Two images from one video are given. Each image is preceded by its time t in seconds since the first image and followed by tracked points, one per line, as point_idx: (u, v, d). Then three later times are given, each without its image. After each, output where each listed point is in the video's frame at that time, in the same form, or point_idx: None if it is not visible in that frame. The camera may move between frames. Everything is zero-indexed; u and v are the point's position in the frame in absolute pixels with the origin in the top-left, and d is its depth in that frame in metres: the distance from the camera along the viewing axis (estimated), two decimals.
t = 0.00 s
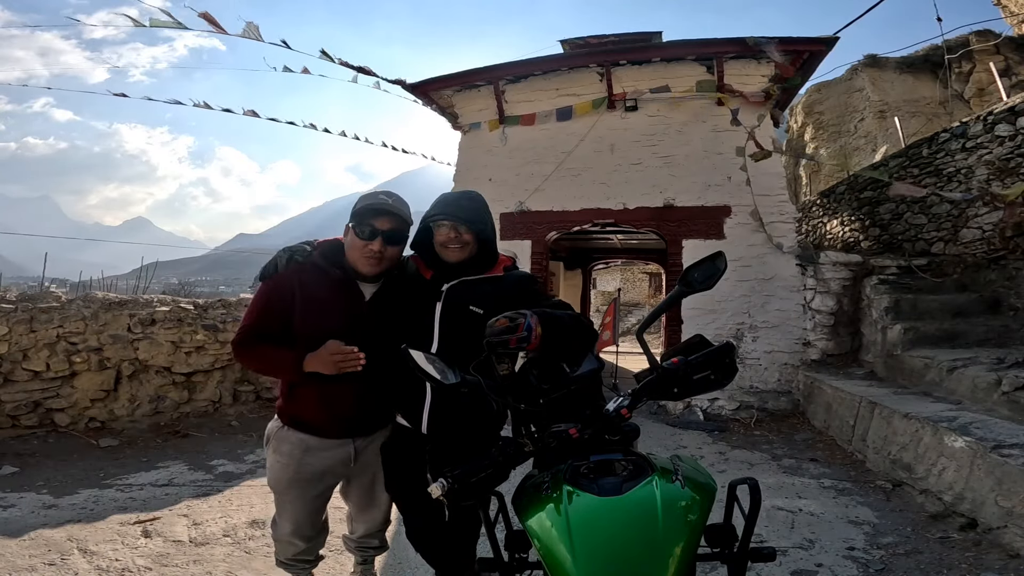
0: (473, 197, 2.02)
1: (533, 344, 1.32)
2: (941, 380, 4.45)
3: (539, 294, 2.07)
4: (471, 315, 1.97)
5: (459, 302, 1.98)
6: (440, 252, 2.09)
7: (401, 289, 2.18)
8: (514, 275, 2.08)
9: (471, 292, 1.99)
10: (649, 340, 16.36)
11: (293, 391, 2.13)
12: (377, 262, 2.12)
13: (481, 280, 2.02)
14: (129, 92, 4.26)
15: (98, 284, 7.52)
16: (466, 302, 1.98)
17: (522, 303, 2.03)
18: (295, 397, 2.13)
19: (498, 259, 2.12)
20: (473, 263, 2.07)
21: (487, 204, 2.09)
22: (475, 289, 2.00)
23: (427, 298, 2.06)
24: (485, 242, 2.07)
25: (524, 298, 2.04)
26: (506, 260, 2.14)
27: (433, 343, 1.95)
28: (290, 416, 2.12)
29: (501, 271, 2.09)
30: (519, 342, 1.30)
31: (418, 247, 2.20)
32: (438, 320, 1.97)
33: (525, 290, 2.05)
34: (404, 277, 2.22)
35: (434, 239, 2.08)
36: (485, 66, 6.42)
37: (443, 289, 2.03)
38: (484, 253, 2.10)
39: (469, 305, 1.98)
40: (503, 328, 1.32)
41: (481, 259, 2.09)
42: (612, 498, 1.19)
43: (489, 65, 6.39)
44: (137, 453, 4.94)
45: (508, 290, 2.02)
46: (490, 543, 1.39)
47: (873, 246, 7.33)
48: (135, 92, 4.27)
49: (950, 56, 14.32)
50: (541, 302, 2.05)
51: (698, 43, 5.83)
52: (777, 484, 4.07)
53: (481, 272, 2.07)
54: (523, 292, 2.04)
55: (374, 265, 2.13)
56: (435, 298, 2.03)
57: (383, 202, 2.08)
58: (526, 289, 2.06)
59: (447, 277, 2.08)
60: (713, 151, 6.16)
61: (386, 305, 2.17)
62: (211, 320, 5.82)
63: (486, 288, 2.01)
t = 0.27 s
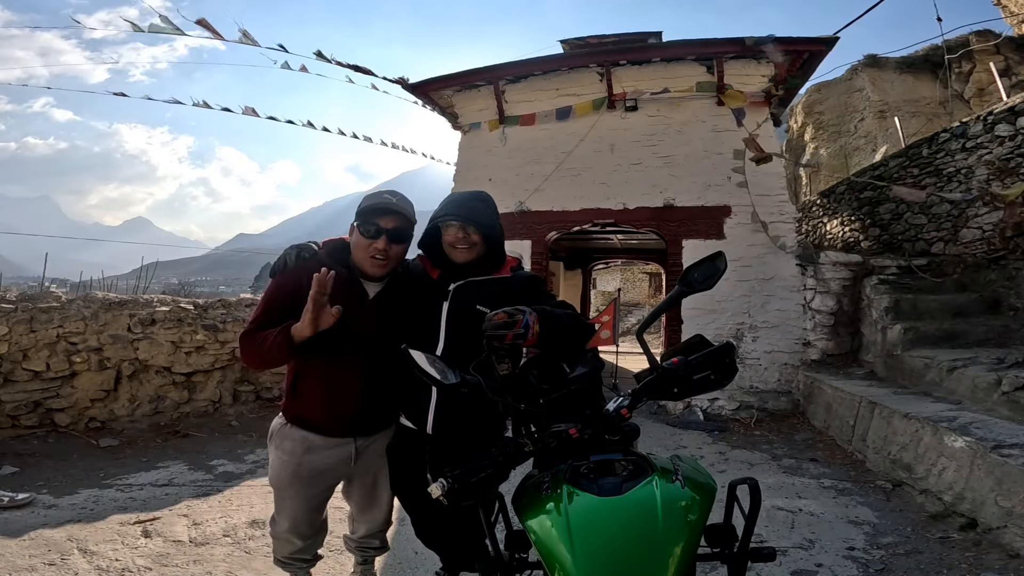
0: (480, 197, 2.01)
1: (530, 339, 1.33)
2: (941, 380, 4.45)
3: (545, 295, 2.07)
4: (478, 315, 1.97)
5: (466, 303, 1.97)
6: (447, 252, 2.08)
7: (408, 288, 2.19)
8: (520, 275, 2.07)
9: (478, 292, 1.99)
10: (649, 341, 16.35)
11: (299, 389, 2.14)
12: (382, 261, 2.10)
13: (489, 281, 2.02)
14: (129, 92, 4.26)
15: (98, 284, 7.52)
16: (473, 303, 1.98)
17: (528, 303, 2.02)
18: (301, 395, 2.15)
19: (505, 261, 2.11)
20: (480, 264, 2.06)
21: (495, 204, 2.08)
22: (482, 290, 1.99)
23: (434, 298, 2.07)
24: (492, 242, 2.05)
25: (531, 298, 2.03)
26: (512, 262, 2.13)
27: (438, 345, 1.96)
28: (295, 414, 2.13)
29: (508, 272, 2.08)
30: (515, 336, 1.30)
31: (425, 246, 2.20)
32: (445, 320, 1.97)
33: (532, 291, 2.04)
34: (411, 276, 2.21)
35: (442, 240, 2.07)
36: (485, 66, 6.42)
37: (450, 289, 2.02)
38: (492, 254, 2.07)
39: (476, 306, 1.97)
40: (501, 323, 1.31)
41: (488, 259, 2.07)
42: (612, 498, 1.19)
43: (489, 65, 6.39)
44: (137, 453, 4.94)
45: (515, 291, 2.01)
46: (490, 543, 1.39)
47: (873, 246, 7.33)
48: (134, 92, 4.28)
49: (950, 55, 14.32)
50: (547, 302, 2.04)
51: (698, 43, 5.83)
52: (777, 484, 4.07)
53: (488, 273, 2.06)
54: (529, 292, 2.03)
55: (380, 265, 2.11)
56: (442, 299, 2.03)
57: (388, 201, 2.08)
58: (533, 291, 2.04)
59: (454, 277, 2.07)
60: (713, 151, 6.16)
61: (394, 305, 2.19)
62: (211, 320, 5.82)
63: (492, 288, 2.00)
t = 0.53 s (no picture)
0: (480, 200, 2.00)
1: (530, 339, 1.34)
2: (941, 380, 4.45)
3: (546, 295, 2.06)
4: (480, 315, 1.96)
5: (469, 303, 1.97)
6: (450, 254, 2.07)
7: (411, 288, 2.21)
8: (522, 275, 2.06)
9: (480, 293, 1.98)
10: (649, 340, 16.34)
11: (300, 388, 2.15)
12: (384, 260, 2.09)
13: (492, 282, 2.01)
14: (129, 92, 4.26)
15: (98, 284, 7.53)
16: (476, 303, 1.97)
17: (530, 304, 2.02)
18: (302, 394, 2.15)
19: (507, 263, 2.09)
20: (484, 266, 2.05)
21: (500, 205, 2.06)
22: (484, 291, 1.98)
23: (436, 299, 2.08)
24: (495, 244, 2.03)
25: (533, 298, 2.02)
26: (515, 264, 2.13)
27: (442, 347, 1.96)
28: (296, 413, 2.14)
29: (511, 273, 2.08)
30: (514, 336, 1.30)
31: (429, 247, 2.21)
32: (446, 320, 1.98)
33: (533, 291, 2.04)
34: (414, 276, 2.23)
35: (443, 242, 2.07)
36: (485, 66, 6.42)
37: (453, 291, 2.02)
38: (495, 255, 2.06)
39: (478, 306, 1.96)
40: (500, 322, 1.31)
41: (492, 261, 2.06)
42: (612, 498, 1.19)
43: (489, 65, 6.39)
44: (137, 453, 4.94)
45: (517, 292, 2.01)
46: (491, 543, 1.39)
47: (873, 246, 7.33)
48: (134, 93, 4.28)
49: (950, 55, 14.32)
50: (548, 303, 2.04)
51: (698, 42, 5.83)
52: (777, 484, 4.07)
53: (491, 274, 2.04)
54: (531, 292, 2.03)
55: (383, 263, 2.09)
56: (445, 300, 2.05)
57: (390, 201, 2.06)
58: (534, 291, 2.04)
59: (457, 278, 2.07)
60: (713, 151, 6.16)
61: (394, 304, 2.18)
62: (211, 320, 5.82)
63: (495, 289, 1.99)
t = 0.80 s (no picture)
0: (481, 204, 1.98)
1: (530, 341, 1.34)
2: (942, 380, 4.45)
3: (546, 295, 2.07)
4: (480, 316, 1.95)
5: (469, 304, 1.97)
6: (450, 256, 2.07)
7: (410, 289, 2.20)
8: (523, 277, 2.06)
9: (480, 294, 1.98)
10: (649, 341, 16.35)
11: (301, 388, 2.15)
12: (383, 259, 2.10)
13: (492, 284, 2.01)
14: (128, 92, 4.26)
15: (97, 284, 7.53)
16: (476, 303, 1.97)
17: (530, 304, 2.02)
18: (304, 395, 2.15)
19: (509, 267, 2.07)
20: (485, 270, 2.04)
21: (501, 208, 2.05)
22: (484, 292, 1.99)
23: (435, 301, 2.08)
24: (495, 248, 2.01)
25: (532, 299, 2.03)
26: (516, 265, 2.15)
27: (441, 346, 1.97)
28: (297, 413, 2.14)
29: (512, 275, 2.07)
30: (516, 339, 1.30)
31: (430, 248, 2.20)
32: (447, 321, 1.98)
33: (533, 292, 2.04)
34: (415, 277, 2.22)
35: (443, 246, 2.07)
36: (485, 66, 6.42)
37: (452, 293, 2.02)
38: (497, 259, 2.04)
39: (478, 307, 1.96)
40: (499, 326, 1.31)
41: (493, 264, 2.05)
42: (612, 498, 1.19)
43: (489, 66, 6.39)
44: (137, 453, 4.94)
45: (518, 294, 2.00)
46: (491, 543, 1.39)
47: (873, 246, 7.33)
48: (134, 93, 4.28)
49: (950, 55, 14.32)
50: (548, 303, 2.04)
51: (698, 42, 5.83)
52: (777, 484, 4.07)
53: (492, 278, 2.03)
54: (531, 292, 2.03)
55: (381, 262, 2.11)
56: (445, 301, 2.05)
57: (390, 201, 2.07)
58: (534, 292, 2.04)
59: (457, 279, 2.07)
60: (713, 151, 6.16)
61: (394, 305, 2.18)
62: (210, 320, 5.82)
63: (494, 291, 1.99)
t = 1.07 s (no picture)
0: (475, 203, 1.97)
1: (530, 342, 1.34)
2: (941, 380, 4.45)
3: (545, 295, 2.07)
4: (478, 316, 1.96)
5: (467, 304, 1.98)
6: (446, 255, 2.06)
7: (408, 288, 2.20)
8: (522, 278, 2.06)
9: (478, 294, 1.99)
10: (649, 341, 16.34)
11: (302, 389, 2.15)
12: (378, 260, 2.12)
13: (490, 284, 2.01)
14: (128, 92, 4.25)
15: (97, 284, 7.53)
16: (474, 303, 1.97)
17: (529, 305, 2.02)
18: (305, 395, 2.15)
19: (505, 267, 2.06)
20: (483, 270, 2.04)
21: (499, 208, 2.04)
22: (482, 292, 1.99)
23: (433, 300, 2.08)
24: (492, 249, 2.01)
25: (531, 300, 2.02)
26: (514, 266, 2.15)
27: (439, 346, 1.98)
28: (298, 413, 2.14)
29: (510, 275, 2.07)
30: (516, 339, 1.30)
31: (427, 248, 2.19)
32: (446, 320, 1.98)
33: (533, 292, 2.04)
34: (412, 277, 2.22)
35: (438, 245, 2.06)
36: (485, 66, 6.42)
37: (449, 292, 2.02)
38: (495, 259, 2.04)
39: (477, 307, 1.96)
40: (498, 326, 1.31)
41: (491, 264, 2.04)
42: (612, 498, 1.19)
43: (489, 66, 6.39)
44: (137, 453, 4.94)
45: (516, 294, 2.01)
46: (490, 543, 1.39)
47: (873, 246, 7.33)
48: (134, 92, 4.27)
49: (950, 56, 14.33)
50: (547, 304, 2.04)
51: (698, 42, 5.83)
52: (777, 484, 4.07)
53: (489, 278, 2.04)
54: (530, 293, 2.03)
55: (376, 262, 2.12)
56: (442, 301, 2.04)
57: (385, 201, 2.08)
58: (534, 292, 2.04)
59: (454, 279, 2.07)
60: (713, 151, 6.16)
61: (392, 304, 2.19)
62: (211, 320, 5.82)
63: (492, 292, 2.00)
